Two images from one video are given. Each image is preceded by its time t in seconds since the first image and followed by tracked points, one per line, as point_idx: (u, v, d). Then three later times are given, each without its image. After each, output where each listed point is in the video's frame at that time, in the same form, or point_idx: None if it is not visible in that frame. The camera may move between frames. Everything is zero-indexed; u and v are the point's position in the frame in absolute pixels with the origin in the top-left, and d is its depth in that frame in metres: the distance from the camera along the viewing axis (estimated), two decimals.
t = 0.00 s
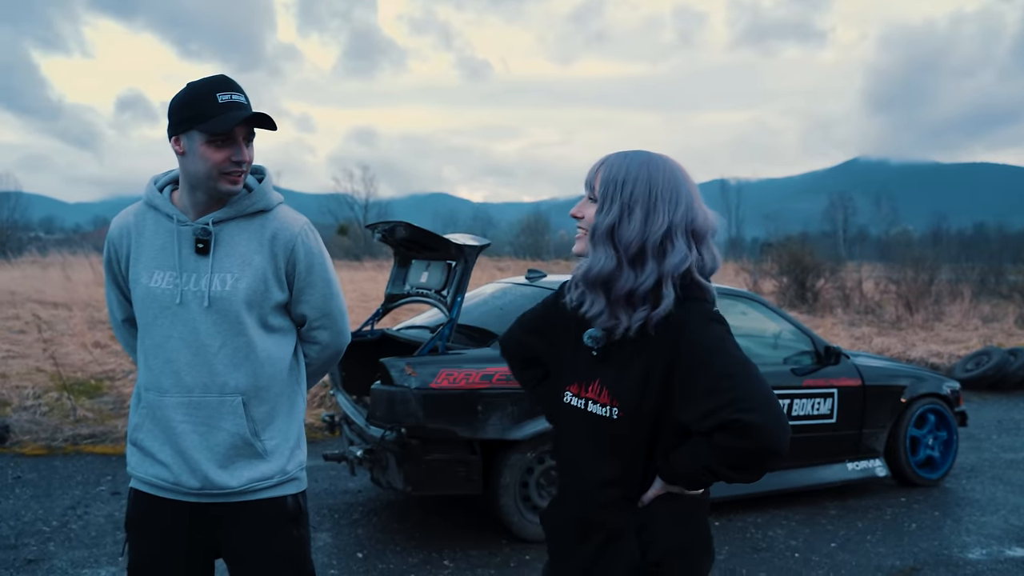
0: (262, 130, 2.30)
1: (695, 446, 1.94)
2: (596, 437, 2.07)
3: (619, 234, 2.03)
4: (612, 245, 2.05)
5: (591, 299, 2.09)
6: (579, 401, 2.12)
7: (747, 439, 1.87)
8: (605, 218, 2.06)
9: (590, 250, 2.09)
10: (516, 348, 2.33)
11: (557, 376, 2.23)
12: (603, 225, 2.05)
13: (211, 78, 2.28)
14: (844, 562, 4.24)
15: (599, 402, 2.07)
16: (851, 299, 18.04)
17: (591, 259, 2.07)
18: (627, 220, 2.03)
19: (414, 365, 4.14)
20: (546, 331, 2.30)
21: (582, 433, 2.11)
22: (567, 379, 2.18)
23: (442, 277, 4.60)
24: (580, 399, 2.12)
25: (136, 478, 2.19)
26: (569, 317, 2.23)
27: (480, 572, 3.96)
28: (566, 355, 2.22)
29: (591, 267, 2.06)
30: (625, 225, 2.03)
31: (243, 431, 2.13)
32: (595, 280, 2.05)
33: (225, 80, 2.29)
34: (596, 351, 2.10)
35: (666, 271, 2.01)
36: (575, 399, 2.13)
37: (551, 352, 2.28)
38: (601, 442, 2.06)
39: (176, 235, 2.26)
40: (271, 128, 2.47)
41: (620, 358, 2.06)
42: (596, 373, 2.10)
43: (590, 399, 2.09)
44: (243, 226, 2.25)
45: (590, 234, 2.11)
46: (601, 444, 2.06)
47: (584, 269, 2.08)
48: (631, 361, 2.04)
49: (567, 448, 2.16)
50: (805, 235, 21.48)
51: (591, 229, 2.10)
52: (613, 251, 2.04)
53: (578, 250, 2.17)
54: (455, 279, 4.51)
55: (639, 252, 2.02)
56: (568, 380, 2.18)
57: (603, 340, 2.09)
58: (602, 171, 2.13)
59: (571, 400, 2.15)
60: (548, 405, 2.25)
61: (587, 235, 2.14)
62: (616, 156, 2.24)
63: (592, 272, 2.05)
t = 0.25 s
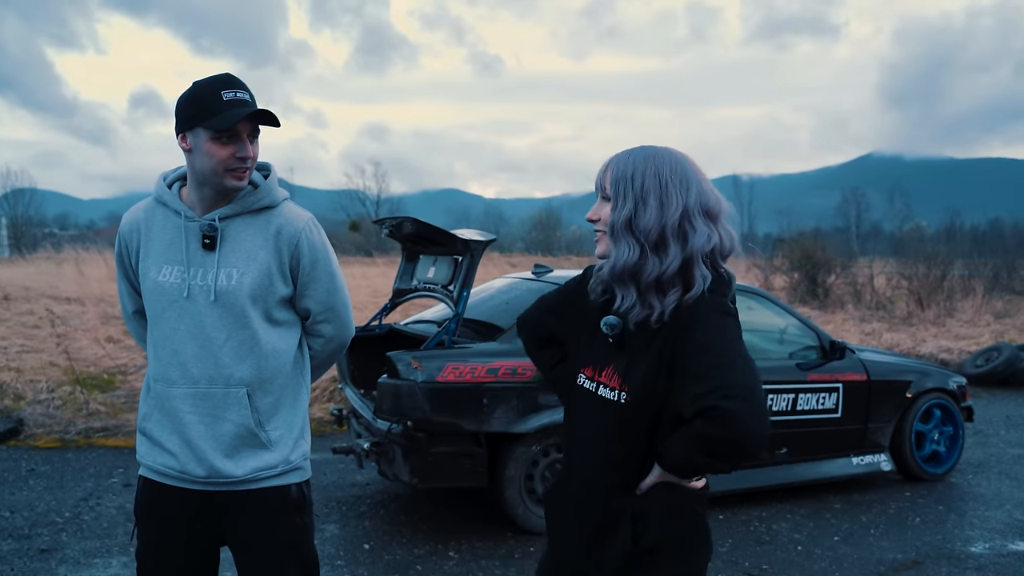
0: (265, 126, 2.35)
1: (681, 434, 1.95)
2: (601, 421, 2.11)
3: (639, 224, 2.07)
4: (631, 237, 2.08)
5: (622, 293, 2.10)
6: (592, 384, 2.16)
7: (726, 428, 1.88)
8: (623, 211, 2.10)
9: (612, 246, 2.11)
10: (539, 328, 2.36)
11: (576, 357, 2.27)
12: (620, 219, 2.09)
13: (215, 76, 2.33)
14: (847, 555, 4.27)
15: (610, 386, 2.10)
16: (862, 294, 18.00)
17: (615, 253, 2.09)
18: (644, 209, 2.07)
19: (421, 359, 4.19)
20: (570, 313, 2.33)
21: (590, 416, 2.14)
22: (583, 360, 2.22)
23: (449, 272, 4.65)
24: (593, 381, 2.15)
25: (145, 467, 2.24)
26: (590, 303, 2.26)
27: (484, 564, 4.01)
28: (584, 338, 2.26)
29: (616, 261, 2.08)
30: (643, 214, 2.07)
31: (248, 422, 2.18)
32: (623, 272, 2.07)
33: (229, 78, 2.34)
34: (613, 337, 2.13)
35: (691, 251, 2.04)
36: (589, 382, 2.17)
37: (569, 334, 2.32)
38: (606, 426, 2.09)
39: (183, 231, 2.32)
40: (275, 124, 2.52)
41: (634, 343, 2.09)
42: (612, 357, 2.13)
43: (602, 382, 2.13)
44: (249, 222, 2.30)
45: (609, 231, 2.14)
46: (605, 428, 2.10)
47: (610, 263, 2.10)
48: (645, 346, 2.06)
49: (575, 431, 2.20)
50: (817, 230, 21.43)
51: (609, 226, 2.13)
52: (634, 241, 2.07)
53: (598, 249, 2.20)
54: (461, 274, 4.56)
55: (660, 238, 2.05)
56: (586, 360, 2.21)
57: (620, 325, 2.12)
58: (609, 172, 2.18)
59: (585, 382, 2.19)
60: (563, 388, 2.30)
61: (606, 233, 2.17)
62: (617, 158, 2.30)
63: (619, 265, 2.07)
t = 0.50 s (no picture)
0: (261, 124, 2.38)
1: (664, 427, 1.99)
2: (598, 415, 2.15)
3: (640, 222, 2.09)
4: (630, 233, 2.11)
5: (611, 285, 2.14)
6: (591, 378, 2.20)
7: (702, 421, 1.91)
8: (627, 205, 2.12)
9: (611, 237, 2.14)
10: (543, 322, 2.40)
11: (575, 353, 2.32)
12: (623, 213, 2.11)
13: (213, 76, 2.37)
14: (844, 549, 4.30)
15: (608, 381, 2.14)
16: (866, 291, 17.99)
17: (612, 245, 2.12)
18: (647, 208, 2.09)
19: (421, 355, 4.23)
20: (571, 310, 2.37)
21: (587, 410, 2.19)
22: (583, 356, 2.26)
23: (450, 269, 4.68)
24: (592, 376, 2.20)
25: (146, 459, 2.29)
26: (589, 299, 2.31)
27: (484, 557, 4.06)
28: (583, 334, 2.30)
29: (611, 254, 2.11)
30: (645, 212, 2.09)
31: (247, 415, 2.22)
32: (615, 266, 2.10)
33: (226, 78, 2.38)
34: (609, 333, 2.18)
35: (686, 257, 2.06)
36: (588, 376, 2.22)
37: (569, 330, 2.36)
38: (601, 420, 2.13)
39: (184, 228, 2.36)
40: (272, 123, 2.55)
41: (630, 339, 2.13)
42: (611, 353, 2.17)
43: (600, 377, 2.17)
44: (248, 220, 2.34)
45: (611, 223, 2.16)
46: (601, 422, 2.14)
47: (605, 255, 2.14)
48: (641, 343, 2.10)
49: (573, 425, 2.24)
50: (821, 227, 21.42)
51: (612, 218, 2.16)
52: (632, 238, 2.09)
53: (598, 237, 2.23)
54: (462, 270, 4.60)
55: (659, 239, 2.08)
56: (586, 356, 2.25)
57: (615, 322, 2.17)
58: (625, 162, 2.20)
59: (585, 376, 2.23)
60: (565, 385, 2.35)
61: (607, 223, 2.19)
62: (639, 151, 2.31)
63: (613, 258, 2.10)
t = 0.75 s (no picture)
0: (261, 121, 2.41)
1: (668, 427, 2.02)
2: (592, 411, 2.17)
3: (631, 227, 2.11)
4: (622, 239, 2.13)
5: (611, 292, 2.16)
6: (585, 374, 2.23)
7: (706, 421, 1.94)
8: (616, 213, 2.14)
9: (604, 245, 2.16)
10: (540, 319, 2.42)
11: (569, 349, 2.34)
12: (613, 221, 2.13)
13: (213, 74, 2.40)
14: (842, 545, 4.33)
15: (601, 377, 2.17)
16: (868, 288, 17.98)
17: (605, 254, 2.14)
18: (637, 213, 2.11)
19: (422, 351, 4.25)
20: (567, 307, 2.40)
21: (582, 405, 2.21)
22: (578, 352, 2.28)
23: (450, 265, 4.71)
24: (586, 372, 2.22)
25: (150, 453, 2.31)
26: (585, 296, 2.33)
27: (484, 552, 4.09)
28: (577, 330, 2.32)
29: (606, 262, 2.13)
30: (635, 217, 2.11)
31: (249, 408, 2.25)
32: (611, 274, 2.12)
33: (227, 76, 2.40)
34: (605, 331, 2.19)
35: (679, 258, 2.08)
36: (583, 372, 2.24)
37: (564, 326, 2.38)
38: (596, 416, 2.16)
39: (187, 224, 2.39)
40: (273, 119, 2.57)
41: (623, 335, 2.15)
42: (604, 350, 2.19)
43: (594, 373, 2.20)
44: (250, 215, 2.36)
45: (602, 230, 2.18)
46: (595, 417, 2.16)
47: (599, 264, 2.16)
48: (634, 340, 2.12)
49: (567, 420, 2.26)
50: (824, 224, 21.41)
51: (602, 226, 2.18)
52: (624, 244, 2.11)
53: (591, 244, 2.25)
54: (462, 267, 4.62)
55: (651, 242, 2.10)
56: (580, 353, 2.27)
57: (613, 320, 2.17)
58: (607, 168, 2.22)
59: (579, 372, 2.25)
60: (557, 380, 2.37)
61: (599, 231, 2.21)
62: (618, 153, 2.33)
63: (608, 266, 2.12)
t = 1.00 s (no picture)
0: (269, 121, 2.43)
1: (691, 424, 2.04)
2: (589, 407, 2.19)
3: (626, 221, 2.14)
4: (617, 231, 2.15)
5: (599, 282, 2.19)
6: (579, 371, 2.25)
7: (748, 417, 1.98)
8: (613, 205, 2.17)
9: (598, 235, 2.19)
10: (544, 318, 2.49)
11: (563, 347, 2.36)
12: (609, 213, 2.16)
13: (223, 74, 2.42)
14: (842, 542, 4.35)
15: (592, 373, 2.19)
16: (870, 287, 17.98)
17: (599, 244, 2.18)
18: (632, 208, 2.14)
19: (425, 349, 4.28)
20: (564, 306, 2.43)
21: (579, 401, 2.23)
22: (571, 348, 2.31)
23: (453, 264, 4.73)
24: (580, 369, 2.24)
25: (158, 448, 2.34)
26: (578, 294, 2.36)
27: (487, 549, 4.11)
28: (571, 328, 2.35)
29: (598, 251, 2.16)
30: (631, 212, 2.14)
31: (257, 404, 2.27)
32: (601, 264, 2.15)
33: (235, 76, 2.42)
34: (593, 325, 2.22)
35: (669, 258, 2.10)
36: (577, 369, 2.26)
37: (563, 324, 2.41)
38: (594, 412, 2.17)
39: (195, 221, 2.41)
40: (280, 119, 2.60)
41: (616, 332, 2.17)
42: (593, 345, 2.22)
43: (585, 370, 2.22)
44: (258, 213, 2.39)
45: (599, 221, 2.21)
46: (593, 413, 2.18)
47: (592, 253, 2.19)
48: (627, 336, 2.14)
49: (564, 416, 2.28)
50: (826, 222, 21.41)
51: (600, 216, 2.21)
52: (617, 236, 2.14)
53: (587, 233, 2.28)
54: (465, 265, 4.65)
55: (644, 238, 2.12)
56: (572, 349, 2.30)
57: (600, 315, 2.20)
58: (614, 160, 2.24)
59: (573, 370, 2.27)
60: (554, 375, 2.37)
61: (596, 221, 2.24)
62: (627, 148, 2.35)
63: (599, 256, 2.15)
